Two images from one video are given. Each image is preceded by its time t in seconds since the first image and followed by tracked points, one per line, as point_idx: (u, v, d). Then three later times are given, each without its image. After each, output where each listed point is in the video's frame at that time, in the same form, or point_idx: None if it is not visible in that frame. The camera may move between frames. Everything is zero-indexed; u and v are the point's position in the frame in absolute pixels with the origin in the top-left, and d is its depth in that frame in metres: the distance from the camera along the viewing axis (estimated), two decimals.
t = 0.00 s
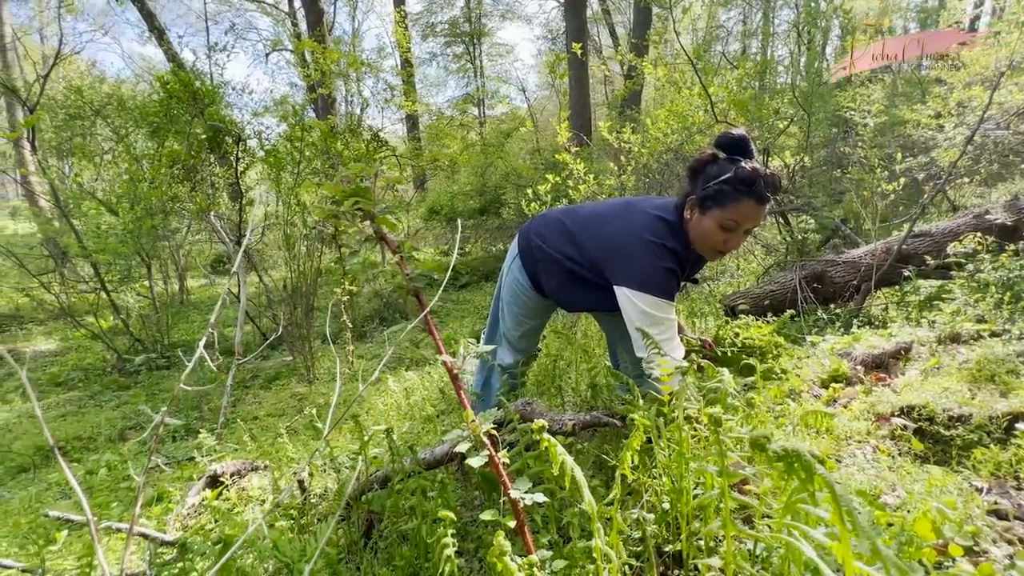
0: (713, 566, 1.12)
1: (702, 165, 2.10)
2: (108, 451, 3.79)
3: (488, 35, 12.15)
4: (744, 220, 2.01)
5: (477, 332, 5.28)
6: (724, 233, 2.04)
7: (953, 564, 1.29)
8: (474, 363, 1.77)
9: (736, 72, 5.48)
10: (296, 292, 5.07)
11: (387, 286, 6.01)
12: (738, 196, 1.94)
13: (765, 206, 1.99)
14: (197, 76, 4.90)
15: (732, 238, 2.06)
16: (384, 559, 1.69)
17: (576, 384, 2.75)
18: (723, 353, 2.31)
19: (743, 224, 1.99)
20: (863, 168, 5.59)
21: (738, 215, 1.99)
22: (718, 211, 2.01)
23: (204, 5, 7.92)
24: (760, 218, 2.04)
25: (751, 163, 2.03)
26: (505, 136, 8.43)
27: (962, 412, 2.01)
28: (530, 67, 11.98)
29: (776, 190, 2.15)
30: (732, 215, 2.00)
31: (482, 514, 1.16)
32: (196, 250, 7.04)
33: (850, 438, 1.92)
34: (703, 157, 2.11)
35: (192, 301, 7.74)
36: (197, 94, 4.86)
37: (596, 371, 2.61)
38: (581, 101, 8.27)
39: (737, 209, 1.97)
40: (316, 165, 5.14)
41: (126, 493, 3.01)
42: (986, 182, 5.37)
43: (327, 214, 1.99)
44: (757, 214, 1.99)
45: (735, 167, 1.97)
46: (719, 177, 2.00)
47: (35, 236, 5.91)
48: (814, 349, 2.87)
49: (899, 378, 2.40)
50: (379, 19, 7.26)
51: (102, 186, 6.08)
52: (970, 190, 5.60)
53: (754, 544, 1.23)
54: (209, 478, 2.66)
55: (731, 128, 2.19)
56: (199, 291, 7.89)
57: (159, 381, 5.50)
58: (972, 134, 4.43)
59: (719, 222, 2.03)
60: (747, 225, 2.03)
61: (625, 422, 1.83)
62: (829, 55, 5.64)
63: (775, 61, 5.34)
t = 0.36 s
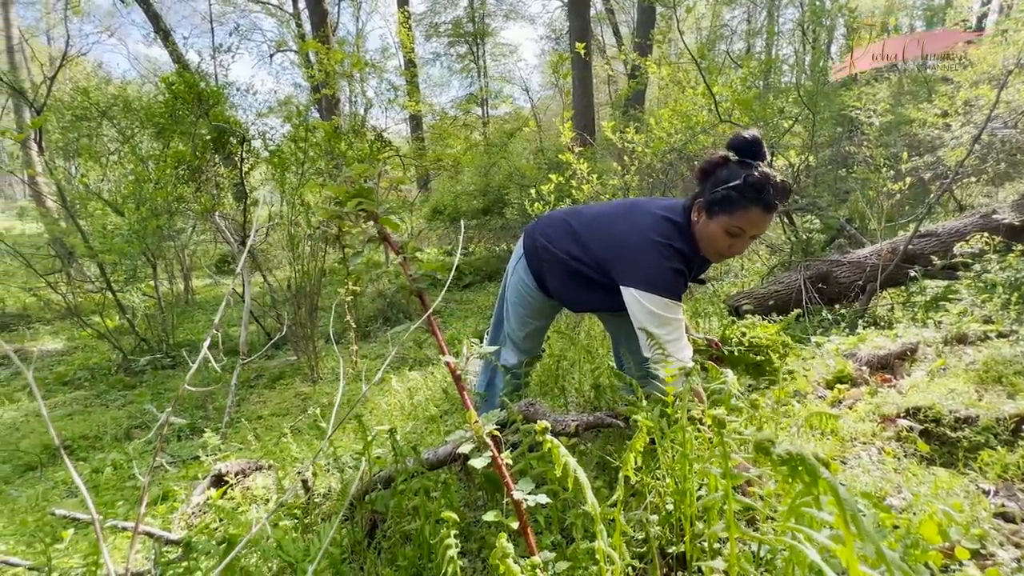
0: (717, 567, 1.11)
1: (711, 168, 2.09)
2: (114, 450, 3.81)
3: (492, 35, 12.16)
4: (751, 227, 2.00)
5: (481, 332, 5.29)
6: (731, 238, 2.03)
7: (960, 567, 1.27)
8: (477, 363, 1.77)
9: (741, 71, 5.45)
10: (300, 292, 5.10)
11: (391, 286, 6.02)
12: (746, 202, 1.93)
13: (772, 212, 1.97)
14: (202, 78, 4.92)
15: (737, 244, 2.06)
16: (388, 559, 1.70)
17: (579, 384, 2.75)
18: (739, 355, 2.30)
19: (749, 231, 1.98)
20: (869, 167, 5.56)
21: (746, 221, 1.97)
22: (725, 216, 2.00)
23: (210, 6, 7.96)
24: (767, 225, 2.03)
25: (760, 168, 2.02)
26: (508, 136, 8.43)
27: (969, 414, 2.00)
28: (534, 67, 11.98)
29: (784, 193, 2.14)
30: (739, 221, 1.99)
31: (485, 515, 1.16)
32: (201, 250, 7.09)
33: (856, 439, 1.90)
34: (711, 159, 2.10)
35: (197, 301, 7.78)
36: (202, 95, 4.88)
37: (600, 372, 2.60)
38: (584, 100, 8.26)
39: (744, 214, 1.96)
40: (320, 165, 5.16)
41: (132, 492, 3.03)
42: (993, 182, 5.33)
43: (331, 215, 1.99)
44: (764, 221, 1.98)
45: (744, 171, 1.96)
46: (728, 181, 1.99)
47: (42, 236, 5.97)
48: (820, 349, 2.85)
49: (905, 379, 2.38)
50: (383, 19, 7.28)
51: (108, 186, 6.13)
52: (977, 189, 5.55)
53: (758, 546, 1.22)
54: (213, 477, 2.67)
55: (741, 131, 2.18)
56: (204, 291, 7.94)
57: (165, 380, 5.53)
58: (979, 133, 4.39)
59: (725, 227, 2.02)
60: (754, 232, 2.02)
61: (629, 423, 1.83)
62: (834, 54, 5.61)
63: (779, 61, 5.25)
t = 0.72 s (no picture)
0: (722, 572, 1.11)
1: (717, 170, 2.08)
2: (117, 450, 3.82)
3: (494, 35, 12.17)
4: (757, 229, 1.99)
5: (482, 332, 5.30)
6: (736, 240, 2.03)
7: (964, 570, 1.27)
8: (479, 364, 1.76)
9: (743, 72, 5.44)
10: (302, 293, 5.12)
11: (393, 287, 6.03)
12: (753, 204, 1.92)
13: (778, 214, 1.98)
14: (205, 79, 4.93)
15: (743, 246, 2.05)
16: (390, 560, 1.70)
17: (581, 385, 2.75)
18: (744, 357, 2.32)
19: (755, 233, 1.98)
20: (872, 168, 5.55)
21: (752, 223, 1.97)
22: (732, 218, 2.00)
23: (212, 7, 7.98)
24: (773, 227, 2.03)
25: (766, 170, 2.02)
26: (510, 136, 8.44)
27: (973, 417, 1.99)
28: (536, 67, 11.98)
29: (791, 196, 2.13)
30: (745, 223, 1.99)
31: (489, 519, 1.16)
32: (203, 251, 7.11)
33: (859, 441, 1.90)
34: (717, 161, 2.10)
35: (199, 301, 7.81)
36: (205, 96, 4.89)
37: (603, 374, 2.61)
38: (586, 101, 8.25)
39: (751, 217, 1.96)
40: (322, 166, 5.17)
41: (135, 493, 3.04)
42: (996, 183, 5.31)
43: (334, 217, 1.99)
44: (770, 222, 1.98)
45: (750, 174, 1.95)
46: (733, 183, 1.98)
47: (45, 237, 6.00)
48: (822, 351, 2.84)
49: (908, 382, 2.36)
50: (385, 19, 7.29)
51: (111, 187, 6.15)
52: (981, 190, 5.53)
53: (761, 549, 1.22)
54: (215, 478, 2.67)
55: (746, 133, 2.18)
56: (206, 291, 7.96)
57: (167, 381, 5.54)
58: (983, 134, 4.37)
59: (731, 229, 2.02)
60: (759, 233, 2.02)
61: (632, 425, 1.83)
62: (837, 55, 5.62)
63: (782, 62, 5.27)
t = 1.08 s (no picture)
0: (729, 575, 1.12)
1: (722, 172, 2.09)
2: (117, 451, 3.82)
3: (495, 37, 12.19)
4: (763, 229, 1.99)
5: (484, 334, 5.30)
6: (743, 240, 2.02)
7: (970, 574, 1.27)
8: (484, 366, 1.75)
9: (744, 74, 5.45)
10: (303, 294, 5.12)
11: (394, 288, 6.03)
12: (758, 205, 1.92)
13: (785, 215, 1.97)
14: (206, 80, 4.93)
15: (749, 247, 2.04)
16: (393, 562, 1.70)
17: (584, 387, 2.75)
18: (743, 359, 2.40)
19: (761, 233, 1.97)
20: (873, 170, 5.54)
21: (758, 223, 1.97)
22: (737, 218, 2.00)
23: (214, 9, 8.00)
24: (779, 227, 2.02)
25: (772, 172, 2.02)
26: (511, 138, 8.45)
27: (977, 420, 1.99)
28: (537, 69, 11.98)
29: (796, 198, 2.13)
30: (751, 223, 1.99)
31: (495, 522, 1.16)
32: (204, 252, 7.12)
33: (863, 444, 1.90)
34: (722, 163, 2.10)
35: (199, 302, 7.82)
36: (206, 97, 4.90)
37: (604, 376, 2.61)
38: (587, 103, 8.25)
39: (756, 218, 1.96)
40: (323, 167, 5.17)
41: (136, 493, 3.04)
42: (997, 185, 5.31)
43: (338, 218, 1.97)
44: (776, 224, 1.98)
45: (756, 176, 1.95)
46: (740, 185, 1.98)
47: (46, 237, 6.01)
48: (824, 353, 2.84)
49: (911, 384, 2.35)
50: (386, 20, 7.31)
51: (113, 187, 6.14)
52: (982, 193, 5.53)
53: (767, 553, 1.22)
54: (217, 479, 2.66)
55: (751, 135, 2.18)
56: (207, 292, 7.98)
57: (168, 381, 5.54)
58: (984, 136, 4.37)
59: (736, 229, 2.02)
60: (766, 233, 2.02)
61: (636, 428, 1.83)
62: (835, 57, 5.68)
63: (783, 64, 5.27)
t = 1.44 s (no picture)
0: None
1: (702, 155, 2.15)
2: (117, 451, 3.82)
3: (495, 37, 12.19)
4: (742, 202, 2.00)
5: (484, 334, 5.31)
6: (721, 216, 2.03)
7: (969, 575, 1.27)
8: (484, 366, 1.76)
9: (744, 75, 5.45)
10: (303, 294, 5.12)
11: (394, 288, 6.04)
12: (733, 178, 1.95)
13: (763, 189, 1.98)
14: (206, 80, 4.93)
15: (728, 224, 2.05)
16: (393, 563, 1.70)
17: (584, 387, 2.76)
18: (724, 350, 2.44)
19: (739, 207, 1.98)
20: (872, 171, 5.55)
21: (734, 197, 1.98)
22: (713, 193, 2.03)
23: (214, 8, 8.00)
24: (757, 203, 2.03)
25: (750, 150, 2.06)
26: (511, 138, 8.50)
27: (976, 421, 1.99)
28: (537, 69, 11.99)
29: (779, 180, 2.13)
30: (727, 197, 2.00)
31: (496, 522, 1.16)
32: (204, 252, 7.12)
33: (862, 445, 1.90)
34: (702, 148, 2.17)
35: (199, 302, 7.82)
36: (206, 97, 4.89)
37: (604, 376, 2.62)
38: (587, 103, 8.26)
39: (732, 190, 1.97)
40: (324, 167, 5.18)
41: (135, 494, 3.04)
42: (997, 187, 5.32)
43: (338, 219, 1.97)
44: (754, 197, 1.98)
45: (730, 151, 2.00)
46: (716, 161, 2.03)
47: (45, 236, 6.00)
48: (823, 354, 2.83)
49: (910, 386, 2.35)
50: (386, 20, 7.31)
51: (113, 187, 6.14)
52: (981, 194, 5.54)
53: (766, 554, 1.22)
54: (216, 479, 2.65)
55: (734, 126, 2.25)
56: (207, 291, 7.98)
57: (167, 381, 5.53)
58: (984, 138, 4.37)
59: (713, 204, 2.04)
60: (744, 209, 2.02)
61: (636, 429, 1.84)
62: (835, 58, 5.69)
63: (783, 65, 5.28)
